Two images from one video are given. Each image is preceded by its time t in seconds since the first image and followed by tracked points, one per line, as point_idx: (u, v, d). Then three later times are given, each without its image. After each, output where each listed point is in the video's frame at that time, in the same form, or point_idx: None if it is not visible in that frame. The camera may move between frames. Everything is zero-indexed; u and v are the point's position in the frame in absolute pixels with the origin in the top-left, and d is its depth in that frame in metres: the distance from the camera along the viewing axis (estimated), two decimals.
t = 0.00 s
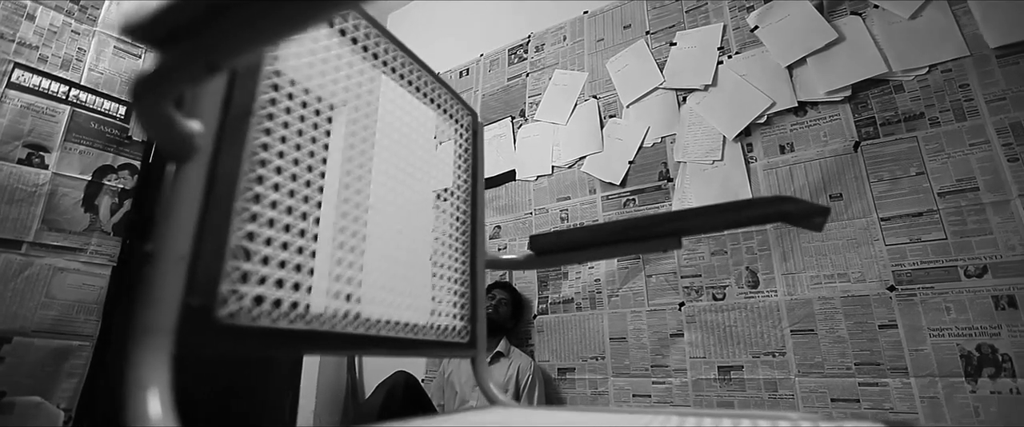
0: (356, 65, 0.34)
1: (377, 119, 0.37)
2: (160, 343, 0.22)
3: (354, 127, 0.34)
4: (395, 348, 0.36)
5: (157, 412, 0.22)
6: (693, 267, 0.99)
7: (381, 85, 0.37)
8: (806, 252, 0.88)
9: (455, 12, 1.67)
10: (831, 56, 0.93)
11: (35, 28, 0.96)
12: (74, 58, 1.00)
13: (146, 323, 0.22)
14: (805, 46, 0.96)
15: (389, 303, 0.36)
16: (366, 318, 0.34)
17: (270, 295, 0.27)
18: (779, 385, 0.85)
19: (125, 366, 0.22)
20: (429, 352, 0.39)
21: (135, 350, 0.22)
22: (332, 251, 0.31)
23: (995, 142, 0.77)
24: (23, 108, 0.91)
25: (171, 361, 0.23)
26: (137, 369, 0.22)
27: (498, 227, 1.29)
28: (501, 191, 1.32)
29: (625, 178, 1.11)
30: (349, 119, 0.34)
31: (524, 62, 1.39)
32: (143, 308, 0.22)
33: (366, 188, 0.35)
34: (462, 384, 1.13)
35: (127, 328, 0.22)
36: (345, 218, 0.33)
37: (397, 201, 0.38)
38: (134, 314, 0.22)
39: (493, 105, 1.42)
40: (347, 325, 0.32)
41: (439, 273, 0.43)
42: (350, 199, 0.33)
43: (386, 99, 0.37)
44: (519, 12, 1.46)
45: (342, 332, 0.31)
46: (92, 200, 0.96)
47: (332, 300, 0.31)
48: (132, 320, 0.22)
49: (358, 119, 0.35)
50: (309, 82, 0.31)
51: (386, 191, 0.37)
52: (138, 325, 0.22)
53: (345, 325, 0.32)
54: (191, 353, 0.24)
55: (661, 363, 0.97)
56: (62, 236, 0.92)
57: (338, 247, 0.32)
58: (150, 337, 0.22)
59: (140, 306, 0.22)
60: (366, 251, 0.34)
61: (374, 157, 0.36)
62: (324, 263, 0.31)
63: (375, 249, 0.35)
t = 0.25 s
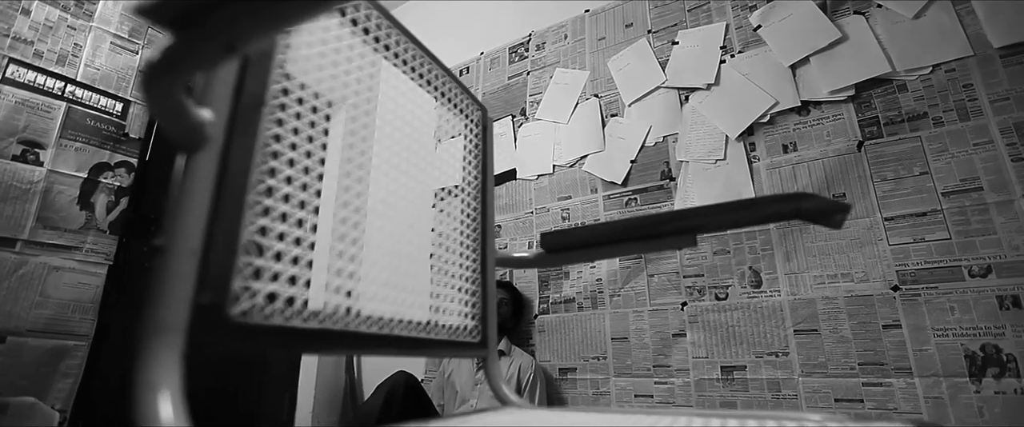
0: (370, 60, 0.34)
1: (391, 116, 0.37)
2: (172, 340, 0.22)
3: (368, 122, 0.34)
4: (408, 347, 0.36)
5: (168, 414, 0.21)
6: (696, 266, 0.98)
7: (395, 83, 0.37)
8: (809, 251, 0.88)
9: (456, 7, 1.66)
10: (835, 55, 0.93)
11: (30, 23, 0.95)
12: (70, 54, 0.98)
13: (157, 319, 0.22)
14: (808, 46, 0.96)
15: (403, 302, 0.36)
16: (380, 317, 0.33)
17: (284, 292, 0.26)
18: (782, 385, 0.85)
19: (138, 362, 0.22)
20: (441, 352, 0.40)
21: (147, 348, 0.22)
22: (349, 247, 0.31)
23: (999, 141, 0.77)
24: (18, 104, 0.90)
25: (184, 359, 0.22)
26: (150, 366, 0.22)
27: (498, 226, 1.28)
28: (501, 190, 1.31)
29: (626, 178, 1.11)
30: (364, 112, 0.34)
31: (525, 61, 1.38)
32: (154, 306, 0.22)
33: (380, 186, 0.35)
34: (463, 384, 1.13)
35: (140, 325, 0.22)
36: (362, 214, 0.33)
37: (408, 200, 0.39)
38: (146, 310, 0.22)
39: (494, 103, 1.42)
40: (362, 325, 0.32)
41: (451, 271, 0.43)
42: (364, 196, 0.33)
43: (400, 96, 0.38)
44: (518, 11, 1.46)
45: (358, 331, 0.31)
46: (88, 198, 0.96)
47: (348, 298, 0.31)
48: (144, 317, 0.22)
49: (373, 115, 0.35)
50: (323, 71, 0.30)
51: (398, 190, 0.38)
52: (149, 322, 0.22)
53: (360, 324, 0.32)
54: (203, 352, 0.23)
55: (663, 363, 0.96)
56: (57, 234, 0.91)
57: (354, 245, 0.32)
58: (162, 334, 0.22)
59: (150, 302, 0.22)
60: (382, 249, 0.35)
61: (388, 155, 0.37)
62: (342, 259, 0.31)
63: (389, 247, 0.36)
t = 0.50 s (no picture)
0: (378, 57, 0.34)
1: (400, 114, 0.37)
2: (180, 339, 0.21)
3: (377, 119, 0.34)
4: (417, 347, 0.36)
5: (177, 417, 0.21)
6: (697, 266, 0.98)
7: (403, 80, 0.37)
8: (810, 251, 0.88)
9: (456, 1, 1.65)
10: (836, 55, 0.93)
11: (25, 18, 0.93)
12: (65, 50, 0.97)
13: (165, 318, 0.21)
14: (810, 46, 0.96)
15: (413, 301, 0.36)
16: (390, 316, 0.33)
17: (296, 290, 0.26)
18: (784, 385, 0.84)
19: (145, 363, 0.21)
20: (451, 352, 0.40)
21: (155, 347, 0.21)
22: (360, 245, 0.31)
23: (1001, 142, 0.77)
24: (11, 100, 0.88)
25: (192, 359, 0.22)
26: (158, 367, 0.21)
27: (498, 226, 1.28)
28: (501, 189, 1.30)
29: (627, 177, 1.10)
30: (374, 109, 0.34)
31: (525, 60, 1.38)
32: (163, 303, 0.21)
33: (389, 184, 0.35)
34: (462, 383, 1.12)
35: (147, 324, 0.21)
36: (372, 212, 0.33)
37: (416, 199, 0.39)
38: (153, 308, 0.21)
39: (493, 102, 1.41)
40: (372, 324, 0.32)
41: (460, 270, 0.43)
42: (373, 194, 0.33)
43: (408, 94, 0.38)
44: (517, 9, 1.45)
45: (369, 329, 0.31)
46: (83, 195, 0.95)
47: (360, 296, 0.31)
48: (151, 315, 0.21)
49: (381, 112, 0.35)
50: (332, 65, 0.29)
51: (406, 187, 0.38)
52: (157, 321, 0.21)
53: (371, 322, 0.32)
54: (213, 352, 0.23)
55: (663, 363, 0.96)
56: (52, 232, 0.90)
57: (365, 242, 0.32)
58: (170, 333, 0.21)
59: (159, 300, 0.21)
60: (391, 246, 0.35)
61: (397, 153, 0.37)
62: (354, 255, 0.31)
63: (398, 245, 0.36)
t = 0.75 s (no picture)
0: (384, 51, 0.34)
1: (406, 110, 0.37)
2: (185, 338, 0.21)
3: (382, 115, 0.34)
4: (426, 346, 0.36)
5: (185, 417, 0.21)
6: (696, 266, 0.98)
7: (409, 76, 0.37)
8: (810, 252, 0.88)
9: None
10: (836, 56, 0.93)
11: (18, 12, 0.92)
12: (59, 46, 0.95)
13: (172, 315, 0.21)
14: (810, 46, 0.96)
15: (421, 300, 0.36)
16: (398, 315, 0.33)
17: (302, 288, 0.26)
18: (783, 385, 0.84)
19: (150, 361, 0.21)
20: (458, 351, 0.40)
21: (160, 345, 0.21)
22: (368, 242, 0.31)
23: (999, 143, 0.78)
24: (4, 96, 0.87)
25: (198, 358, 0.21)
26: (165, 366, 0.21)
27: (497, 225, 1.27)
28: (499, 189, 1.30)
29: (626, 177, 1.10)
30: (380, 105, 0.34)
31: (524, 59, 1.37)
32: (167, 301, 0.21)
33: (395, 181, 0.35)
34: (459, 383, 1.11)
35: (150, 321, 0.21)
36: (378, 209, 0.33)
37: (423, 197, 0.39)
38: (157, 306, 0.21)
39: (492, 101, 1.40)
40: (380, 323, 0.32)
41: (468, 269, 0.43)
42: (380, 191, 0.33)
43: (413, 90, 0.38)
44: (516, 7, 1.44)
45: (377, 328, 0.31)
46: (77, 193, 0.94)
47: (368, 294, 0.31)
48: (155, 313, 0.21)
49: (388, 109, 0.34)
50: (338, 59, 0.29)
51: (413, 185, 0.38)
52: (161, 319, 0.21)
53: (380, 321, 0.32)
54: (219, 351, 0.22)
55: (663, 363, 0.96)
56: (45, 231, 0.89)
57: (372, 239, 0.32)
58: (175, 332, 0.21)
59: (163, 297, 0.21)
60: (399, 244, 0.35)
61: (404, 150, 0.37)
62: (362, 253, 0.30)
63: (406, 243, 0.36)
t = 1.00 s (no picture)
0: (389, 44, 0.33)
1: (411, 106, 0.36)
2: (191, 335, 0.20)
3: (387, 110, 0.33)
4: (431, 346, 0.36)
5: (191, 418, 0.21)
6: (695, 266, 0.98)
7: (413, 72, 0.37)
8: (809, 252, 0.88)
9: None
10: (835, 56, 0.94)
11: (10, 7, 0.90)
12: (52, 41, 0.94)
13: (177, 313, 0.20)
14: (810, 46, 0.96)
15: (427, 299, 0.36)
16: (406, 315, 0.33)
17: (310, 287, 0.25)
18: (782, 385, 0.85)
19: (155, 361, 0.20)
20: (464, 350, 0.40)
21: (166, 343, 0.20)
22: (375, 240, 0.31)
23: (997, 144, 0.78)
24: None
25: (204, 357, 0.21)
26: (171, 367, 0.20)
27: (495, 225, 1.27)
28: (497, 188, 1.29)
29: (625, 177, 1.10)
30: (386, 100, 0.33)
31: (522, 58, 1.37)
32: (171, 299, 0.20)
33: (401, 178, 0.35)
34: (457, 383, 1.10)
35: (157, 318, 0.20)
36: (384, 206, 0.32)
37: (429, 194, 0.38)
38: (163, 303, 0.21)
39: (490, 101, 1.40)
40: (388, 321, 0.31)
41: (474, 269, 0.43)
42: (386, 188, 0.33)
43: (420, 86, 0.38)
44: (515, 5, 1.44)
45: (385, 327, 0.31)
46: (70, 191, 0.93)
47: (376, 292, 0.30)
48: (162, 309, 0.21)
49: (394, 104, 0.34)
50: (344, 53, 0.29)
51: (419, 182, 0.37)
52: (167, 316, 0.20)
53: (388, 320, 0.31)
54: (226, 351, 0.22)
55: (661, 363, 0.96)
56: (38, 229, 0.88)
57: (379, 236, 0.31)
58: (181, 329, 0.20)
59: (169, 294, 0.21)
60: (405, 242, 0.34)
61: (410, 146, 0.36)
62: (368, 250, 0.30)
63: (412, 242, 0.35)
